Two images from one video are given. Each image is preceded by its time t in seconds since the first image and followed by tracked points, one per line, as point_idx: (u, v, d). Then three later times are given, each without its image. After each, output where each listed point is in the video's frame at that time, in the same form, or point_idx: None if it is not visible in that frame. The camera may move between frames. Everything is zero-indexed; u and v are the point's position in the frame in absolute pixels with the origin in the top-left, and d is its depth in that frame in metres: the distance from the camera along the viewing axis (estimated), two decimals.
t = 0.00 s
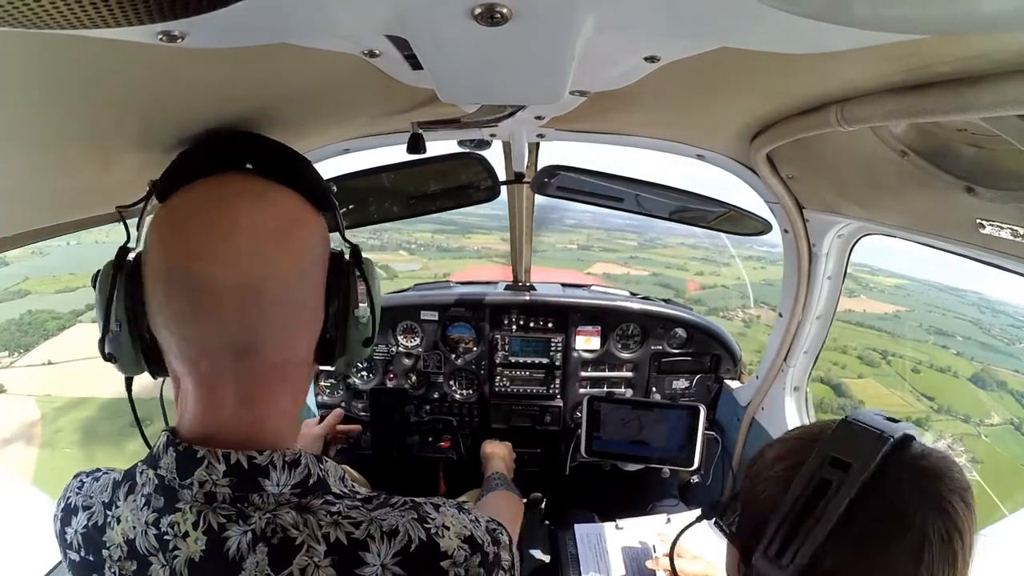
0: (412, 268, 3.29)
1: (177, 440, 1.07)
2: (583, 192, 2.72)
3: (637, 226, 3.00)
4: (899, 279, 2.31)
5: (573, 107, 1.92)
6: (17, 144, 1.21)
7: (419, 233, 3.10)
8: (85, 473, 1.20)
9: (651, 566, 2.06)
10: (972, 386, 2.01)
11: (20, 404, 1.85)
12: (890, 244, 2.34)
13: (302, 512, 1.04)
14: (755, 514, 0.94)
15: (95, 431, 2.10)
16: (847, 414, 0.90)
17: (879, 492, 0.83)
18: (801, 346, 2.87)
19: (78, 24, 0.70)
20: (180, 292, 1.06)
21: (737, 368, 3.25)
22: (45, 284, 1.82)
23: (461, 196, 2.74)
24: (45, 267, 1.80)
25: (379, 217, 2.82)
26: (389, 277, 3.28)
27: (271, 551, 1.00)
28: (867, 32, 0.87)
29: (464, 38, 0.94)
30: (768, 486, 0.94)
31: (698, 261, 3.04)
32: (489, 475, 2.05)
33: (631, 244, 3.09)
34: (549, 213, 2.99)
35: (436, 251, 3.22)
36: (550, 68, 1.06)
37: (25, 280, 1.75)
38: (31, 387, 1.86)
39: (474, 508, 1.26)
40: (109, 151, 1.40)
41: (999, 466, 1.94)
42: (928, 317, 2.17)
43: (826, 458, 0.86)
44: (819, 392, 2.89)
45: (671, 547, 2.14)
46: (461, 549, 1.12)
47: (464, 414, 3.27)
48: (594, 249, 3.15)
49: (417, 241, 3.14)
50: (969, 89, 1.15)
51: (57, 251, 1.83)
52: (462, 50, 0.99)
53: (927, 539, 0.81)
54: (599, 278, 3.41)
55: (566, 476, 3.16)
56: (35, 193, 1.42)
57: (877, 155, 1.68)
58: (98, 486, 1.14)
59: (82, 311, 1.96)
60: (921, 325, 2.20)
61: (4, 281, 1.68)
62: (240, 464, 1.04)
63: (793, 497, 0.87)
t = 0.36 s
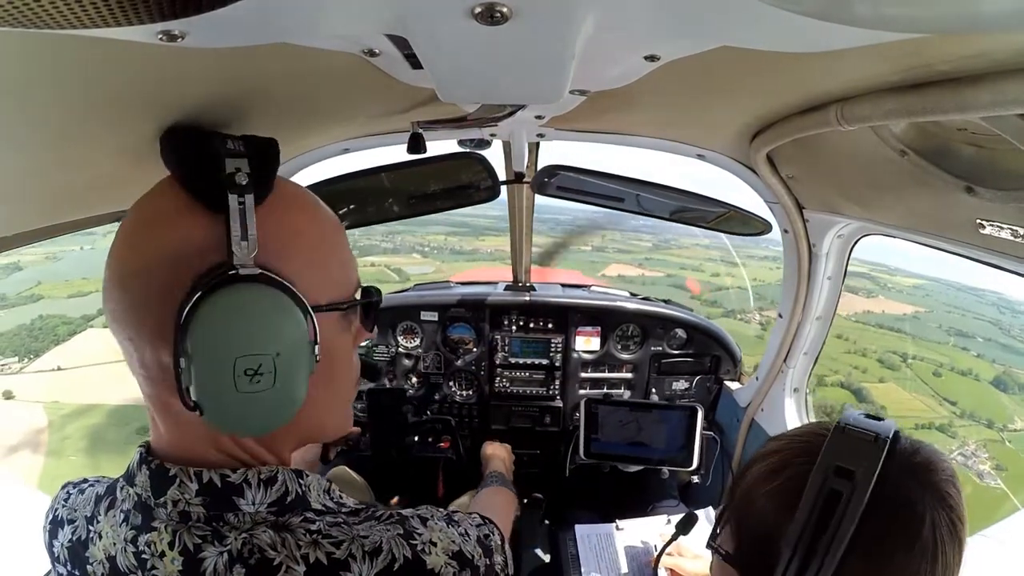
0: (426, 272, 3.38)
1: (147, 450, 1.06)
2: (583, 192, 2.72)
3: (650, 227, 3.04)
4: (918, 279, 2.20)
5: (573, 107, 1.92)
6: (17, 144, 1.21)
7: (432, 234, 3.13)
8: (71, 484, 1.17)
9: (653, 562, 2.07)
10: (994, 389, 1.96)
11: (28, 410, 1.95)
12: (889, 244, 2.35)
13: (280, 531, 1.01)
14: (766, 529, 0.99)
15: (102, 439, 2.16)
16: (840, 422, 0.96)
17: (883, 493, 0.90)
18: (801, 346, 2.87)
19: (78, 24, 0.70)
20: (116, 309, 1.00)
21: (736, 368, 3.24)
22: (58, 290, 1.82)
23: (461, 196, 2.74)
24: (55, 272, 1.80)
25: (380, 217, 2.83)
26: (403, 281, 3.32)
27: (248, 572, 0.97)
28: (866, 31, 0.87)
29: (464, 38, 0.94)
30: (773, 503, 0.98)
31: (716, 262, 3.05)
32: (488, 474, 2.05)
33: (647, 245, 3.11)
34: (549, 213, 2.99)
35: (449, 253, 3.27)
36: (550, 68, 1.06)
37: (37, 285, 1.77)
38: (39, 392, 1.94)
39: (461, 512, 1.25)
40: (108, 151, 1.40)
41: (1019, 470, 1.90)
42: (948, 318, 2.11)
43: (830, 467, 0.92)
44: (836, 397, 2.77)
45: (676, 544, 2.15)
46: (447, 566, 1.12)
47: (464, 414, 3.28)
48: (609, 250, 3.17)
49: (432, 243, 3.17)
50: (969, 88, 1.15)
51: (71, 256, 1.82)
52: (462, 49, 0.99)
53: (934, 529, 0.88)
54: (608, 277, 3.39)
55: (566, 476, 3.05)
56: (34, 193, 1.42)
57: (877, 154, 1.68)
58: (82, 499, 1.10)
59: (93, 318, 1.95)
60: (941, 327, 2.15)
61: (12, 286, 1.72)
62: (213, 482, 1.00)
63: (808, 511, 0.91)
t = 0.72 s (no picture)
0: (431, 271, 3.38)
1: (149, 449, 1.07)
2: (583, 192, 2.72)
3: (656, 228, 3.01)
4: (928, 281, 2.16)
5: (573, 107, 1.91)
6: (18, 143, 1.21)
7: (439, 234, 3.13)
8: (77, 484, 1.17)
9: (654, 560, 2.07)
10: (1007, 395, 1.92)
11: (29, 410, 1.96)
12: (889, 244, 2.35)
13: (283, 533, 0.99)
14: (783, 525, 1.00)
15: (100, 440, 2.15)
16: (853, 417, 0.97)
17: (900, 485, 0.93)
18: (801, 347, 2.87)
19: (78, 24, 0.70)
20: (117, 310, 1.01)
21: (736, 368, 3.25)
22: (62, 287, 1.84)
23: (461, 196, 2.74)
24: (59, 270, 1.81)
25: (380, 217, 2.83)
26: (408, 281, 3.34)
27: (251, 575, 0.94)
28: (867, 31, 0.87)
29: (464, 39, 0.94)
30: (788, 498, 0.99)
31: (720, 264, 3.03)
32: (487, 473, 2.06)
33: (653, 246, 3.11)
34: (550, 213, 2.98)
35: (456, 253, 3.26)
36: (551, 68, 1.06)
37: (42, 282, 1.79)
38: (39, 392, 1.94)
39: (465, 512, 1.23)
40: (108, 150, 1.40)
41: None
42: (958, 321, 2.07)
43: (849, 459, 0.92)
44: (847, 402, 2.66)
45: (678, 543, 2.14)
46: (452, 567, 1.08)
47: (463, 414, 3.28)
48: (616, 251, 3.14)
49: (437, 243, 3.17)
50: (970, 89, 1.15)
51: (76, 253, 1.84)
52: (462, 50, 0.99)
53: (947, 517, 0.92)
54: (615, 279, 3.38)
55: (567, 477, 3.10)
56: (34, 192, 1.42)
57: (877, 155, 1.68)
58: (87, 499, 1.10)
59: (95, 316, 1.95)
60: (952, 330, 2.10)
61: (17, 283, 1.73)
62: (216, 483, 0.99)
63: (830, 499, 0.92)
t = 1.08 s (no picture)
0: (429, 271, 3.38)
1: (150, 450, 1.06)
2: (583, 192, 2.72)
3: (658, 227, 3.01)
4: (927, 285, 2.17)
5: (573, 107, 1.91)
6: (18, 143, 1.21)
7: (438, 233, 3.12)
8: (77, 484, 1.17)
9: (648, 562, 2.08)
10: (1009, 402, 1.91)
11: (17, 410, 1.87)
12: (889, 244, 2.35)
13: (284, 532, 0.99)
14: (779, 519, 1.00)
15: (90, 441, 2.10)
16: (849, 413, 0.99)
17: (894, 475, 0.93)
18: (801, 347, 2.88)
19: (78, 24, 0.70)
20: (119, 310, 1.01)
21: (736, 368, 3.24)
22: (56, 283, 1.84)
23: (461, 196, 2.74)
24: (53, 266, 1.81)
25: (380, 217, 2.83)
26: (405, 280, 3.35)
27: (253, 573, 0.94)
28: (867, 31, 0.87)
29: (463, 39, 0.94)
30: (785, 490, 1.00)
31: (721, 265, 3.01)
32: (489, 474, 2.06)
33: (653, 245, 3.09)
34: (550, 212, 2.98)
35: (454, 251, 3.26)
36: (551, 68, 1.05)
37: (37, 278, 1.78)
38: (31, 391, 1.88)
39: (466, 511, 1.23)
40: (107, 151, 1.40)
41: None
42: (959, 325, 2.06)
43: (842, 450, 0.94)
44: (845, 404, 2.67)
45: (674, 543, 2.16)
46: (453, 565, 1.08)
47: (463, 414, 3.28)
48: (615, 250, 3.12)
49: (435, 241, 3.18)
50: (970, 88, 1.15)
51: (71, 249, 1.85)
52: (462, 50, 0.99)
53: (942, 507, 0.91)
54: (614, 279, 3.38)
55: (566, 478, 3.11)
56: (33, 193, 1.41)
57: (877, 155, 1.68)
58: (87, 499, 1.10)
59: (89, 314, 1.94)
60: (953, 334, 2.09)
61: (11, 280, 1.72)
62: (217, 482, 0.99)
63: (823, 489, 0.93)
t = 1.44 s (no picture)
0: (423, 270, 3.37)
1: (181, 455, 1.00)
2: (582, 192, 2.72)
3: (654, 228, 2.99)
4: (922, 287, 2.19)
5: (573, 107, 1.91)
6: (20, 141, 1.21)
7: (432, 232, 3.11)
8: (90, 485, 1.14)
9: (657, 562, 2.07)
10: (1008, 405, 1.90)
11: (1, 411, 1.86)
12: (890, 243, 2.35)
13: (317, 525, 0.98)
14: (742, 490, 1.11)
15: (74, 446, 2.10)
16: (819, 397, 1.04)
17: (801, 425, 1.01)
18: (801, 347, 2.89)
19: (78, 24, 0.70)
20: (173, 301, 0.94)
21: (736, 368, 3.25)
22: (45, 282, 1.83)
23: (462, 196, 2.74)
24: (43, 264, 1.80)
25: (379, 217, 2.83)
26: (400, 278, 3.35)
27: (288, 566, 0.94)
28: (868, 31, 0.87)
29: (463, 38, 0.94)
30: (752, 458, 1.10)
31: (720, 265, 3.01)
32: (490, 476, 2.07)
33: (650, 246, 3.08)
34: (550, 212, 2.98)
35: (448, 250, 3.26)
36: (551, 67, 1.05)
37: (25, 277, 1.76)
38: (17, 392, 1.87)
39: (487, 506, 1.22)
40: (108, 150, 1.40)
41: None
42: (955, 328, 2.07)
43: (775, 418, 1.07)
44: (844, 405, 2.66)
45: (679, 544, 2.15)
46: (479, 554, 1.07)
47: (464, 414, 3.29)
48: (611, 250, 3.15)
49: (431, 239, 3.17)
50: (969, 89, 1.15)
51: (65, 245, 1.86)
52: (462, 49, 0.99)
53: (840, 452, 0.94)
54: (614, 279, 3.38)
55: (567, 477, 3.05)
56: (33, 193, 1.41)
57: (878, 155, 1.68)
58: (104, 499, 1.07)
59: (77, 312, 1.95)
60: (950, 337, 2.10)
61: (4, 277, 1.71)
62: (254, 477, 0.98)
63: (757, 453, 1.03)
